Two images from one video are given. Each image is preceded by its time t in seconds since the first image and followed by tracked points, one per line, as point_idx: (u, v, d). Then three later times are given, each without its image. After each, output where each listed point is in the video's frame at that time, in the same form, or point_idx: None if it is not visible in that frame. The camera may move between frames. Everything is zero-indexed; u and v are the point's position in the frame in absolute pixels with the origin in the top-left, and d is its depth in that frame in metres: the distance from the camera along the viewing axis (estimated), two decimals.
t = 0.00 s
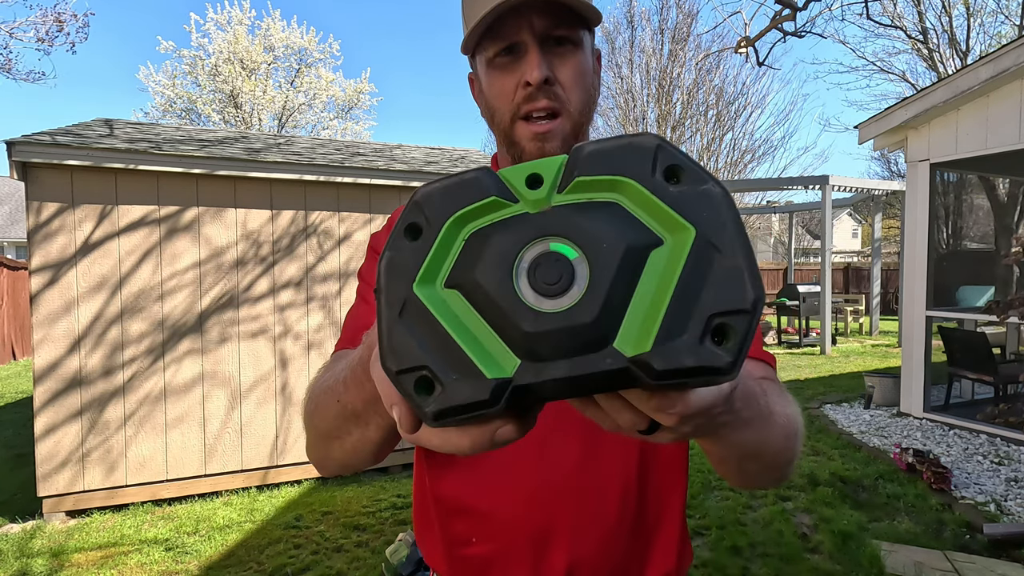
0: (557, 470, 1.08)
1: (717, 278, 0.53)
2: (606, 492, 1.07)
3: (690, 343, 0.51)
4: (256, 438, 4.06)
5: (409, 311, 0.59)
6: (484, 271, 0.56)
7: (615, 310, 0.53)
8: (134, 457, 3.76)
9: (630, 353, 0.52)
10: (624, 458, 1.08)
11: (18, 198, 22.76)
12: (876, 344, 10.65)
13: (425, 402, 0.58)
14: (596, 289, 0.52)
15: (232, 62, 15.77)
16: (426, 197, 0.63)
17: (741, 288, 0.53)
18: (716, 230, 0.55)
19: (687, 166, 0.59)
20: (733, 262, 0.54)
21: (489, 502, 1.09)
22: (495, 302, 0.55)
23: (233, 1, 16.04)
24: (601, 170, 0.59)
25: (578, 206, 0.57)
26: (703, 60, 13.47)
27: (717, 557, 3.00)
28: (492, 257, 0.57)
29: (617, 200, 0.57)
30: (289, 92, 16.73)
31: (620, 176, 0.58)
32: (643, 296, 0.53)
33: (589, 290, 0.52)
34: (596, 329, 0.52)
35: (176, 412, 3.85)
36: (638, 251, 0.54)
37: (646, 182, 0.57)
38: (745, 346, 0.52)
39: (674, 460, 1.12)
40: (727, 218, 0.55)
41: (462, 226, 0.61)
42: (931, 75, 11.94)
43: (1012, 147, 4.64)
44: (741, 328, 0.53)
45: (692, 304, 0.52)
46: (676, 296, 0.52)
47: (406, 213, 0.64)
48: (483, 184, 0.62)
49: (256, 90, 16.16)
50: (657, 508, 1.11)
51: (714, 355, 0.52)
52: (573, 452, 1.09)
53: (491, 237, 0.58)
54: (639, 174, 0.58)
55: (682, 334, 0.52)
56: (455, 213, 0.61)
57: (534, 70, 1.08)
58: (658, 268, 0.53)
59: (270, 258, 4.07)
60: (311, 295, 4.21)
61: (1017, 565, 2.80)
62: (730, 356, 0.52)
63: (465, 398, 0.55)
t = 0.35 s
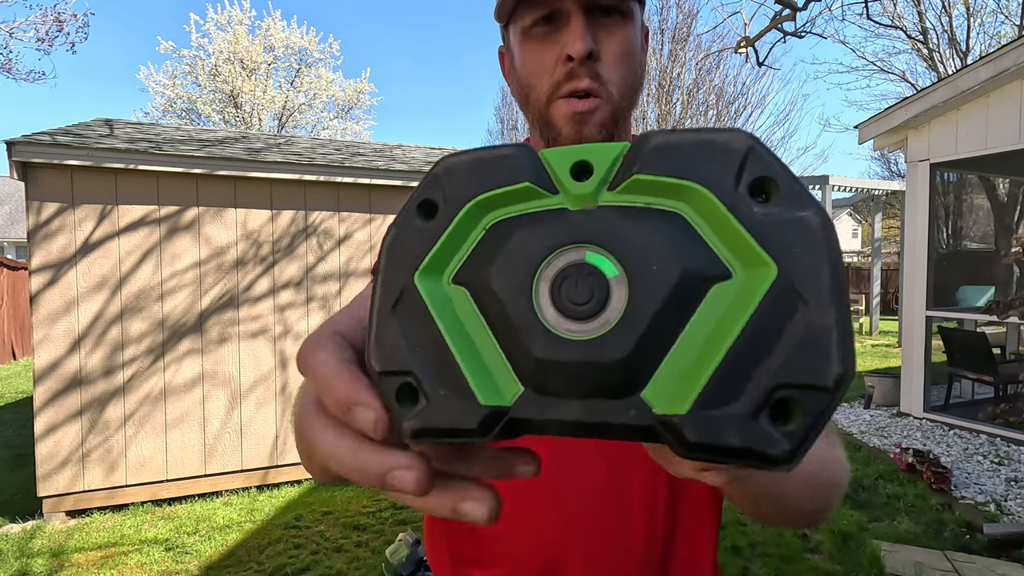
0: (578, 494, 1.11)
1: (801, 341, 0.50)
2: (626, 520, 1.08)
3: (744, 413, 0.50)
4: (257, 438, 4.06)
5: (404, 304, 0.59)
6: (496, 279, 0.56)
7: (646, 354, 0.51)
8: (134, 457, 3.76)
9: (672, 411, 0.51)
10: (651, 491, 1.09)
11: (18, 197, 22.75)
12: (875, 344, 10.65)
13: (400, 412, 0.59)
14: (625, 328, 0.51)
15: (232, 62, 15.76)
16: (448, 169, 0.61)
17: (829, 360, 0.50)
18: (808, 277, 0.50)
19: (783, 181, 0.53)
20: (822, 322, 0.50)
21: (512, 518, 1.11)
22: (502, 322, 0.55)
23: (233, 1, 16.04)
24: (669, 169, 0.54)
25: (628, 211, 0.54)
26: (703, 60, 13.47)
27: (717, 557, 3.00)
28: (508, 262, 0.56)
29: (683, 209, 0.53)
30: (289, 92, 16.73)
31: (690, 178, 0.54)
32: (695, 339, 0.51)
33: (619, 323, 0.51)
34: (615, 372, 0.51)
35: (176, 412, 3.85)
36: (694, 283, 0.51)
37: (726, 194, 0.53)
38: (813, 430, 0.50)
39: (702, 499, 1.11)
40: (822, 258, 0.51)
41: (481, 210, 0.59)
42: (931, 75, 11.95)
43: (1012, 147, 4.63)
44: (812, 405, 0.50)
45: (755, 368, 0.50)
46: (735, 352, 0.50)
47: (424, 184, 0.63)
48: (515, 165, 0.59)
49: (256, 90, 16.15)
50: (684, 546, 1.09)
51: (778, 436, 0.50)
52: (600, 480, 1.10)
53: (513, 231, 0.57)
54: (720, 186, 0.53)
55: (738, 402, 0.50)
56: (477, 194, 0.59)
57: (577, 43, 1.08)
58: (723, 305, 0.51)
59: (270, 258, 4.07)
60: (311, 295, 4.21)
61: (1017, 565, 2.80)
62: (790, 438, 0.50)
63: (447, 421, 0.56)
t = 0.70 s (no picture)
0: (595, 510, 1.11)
1: (848, 391, 0.54)
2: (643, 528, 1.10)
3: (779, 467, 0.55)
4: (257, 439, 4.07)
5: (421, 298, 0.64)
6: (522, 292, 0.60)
7: (681, 378, 0.58)
8: (134, 457, 3.76)
9: (701, 459, 0.57)
10: (666, 502, 1.11)
11: (18, 198, 22.73)
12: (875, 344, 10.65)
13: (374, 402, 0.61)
14: (658, 360, 0.58)
15: (232, 62, 15.75)
16: (459, 170, 0.63)
17: (877, 415, 0.54)
18: (860, 321, 0.54)
19: (836, 207, 0.56)
20: (873, 372, 0.53)
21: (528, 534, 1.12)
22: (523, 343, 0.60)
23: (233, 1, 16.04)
24: (709, 186, 0.57)
25: (662, 229, 0.59)
26: (703, 60, 13.47)
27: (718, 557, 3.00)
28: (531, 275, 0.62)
29: (720, 230, 0.58)
30: (289, 92, 16.72)
31: (733, 201, 0.57)
32: (732, 376, 0.56)
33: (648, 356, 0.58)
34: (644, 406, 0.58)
35: (176, 412, 3.85)
36: (731, 318, 0.57)
37: (772, 222, 0.56)
38: (849, 484, 0.55)
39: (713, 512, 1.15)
40: (876, 298, 0.54)
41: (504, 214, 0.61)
42: (931, 75, 11.94)
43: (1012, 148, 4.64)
44: (854, 457, 0.55)
45: (795, 419, 0.55)
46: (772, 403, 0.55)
47: (432, 182, 0.64)
48: (534, 172, 0.61)
49: (256, 90, 16.14)
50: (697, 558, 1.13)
51: (816, 491, 0.55)
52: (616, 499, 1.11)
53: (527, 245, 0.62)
54: (767, 214, 0.56)
55: (776, 454, 0.55)
56: (492, 199, 0.61)
57: (596, 32, 1.28)
58: (761, 349, 0.56)
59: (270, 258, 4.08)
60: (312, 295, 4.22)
61: (1016, 565, 2.80)
62: (829, 493, 0.55)
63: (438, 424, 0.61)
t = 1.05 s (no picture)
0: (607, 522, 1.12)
1: (880, 337, 0.54)
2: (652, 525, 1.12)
3: (820, 424, 0.54)
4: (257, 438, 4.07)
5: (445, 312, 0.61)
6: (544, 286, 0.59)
7: (707, 357, 0.57)
8: (134, 456, 3.76)
9: (748, 427, 0.56)
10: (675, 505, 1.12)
11: (19, 198, 22.75)
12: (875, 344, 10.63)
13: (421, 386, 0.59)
14: (680, 342, 0.57)
15: (232, 62, 15.75)
16: (459, 173, 0.64)
17: (911, 358, 0.53)
18: (880, 268, 0.54)
19: (836, 162, 0.56)
20: (900, 317, 0.53)
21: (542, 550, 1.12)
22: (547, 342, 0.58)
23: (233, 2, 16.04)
24: (712, 159, 0.58)
25: (674, 205, 0.59)
26: (703, 60, 13.46)
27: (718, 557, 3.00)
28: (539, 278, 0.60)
29: (731, 200, 0.58)
30: (289, 92, 16.73)
31: (738, 167, 0.57)
32: (756, 345, 0.56)
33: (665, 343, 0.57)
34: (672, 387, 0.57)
35: (176, 411, 3.85)
36: (752, 283, 0.57)
37: (779, 183, 0.57)
38: (897, 430, 0.54)
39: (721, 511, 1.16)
40: (891, 246, 0.54)
41: (512, 210, 0.62)
42: (931, 75, 11.93)
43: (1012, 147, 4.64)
44: (897, 399, 0.54)
45: (831, 375, 0.54)
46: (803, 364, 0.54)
47: (433, 188, 0.65)
48: (536, 166, 0.61)
49: (256, 90, 16.15)
50: (705, 562, 1.14)
51: (864, 441, 0.54)
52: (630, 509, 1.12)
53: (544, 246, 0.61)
54: (774, 175, 0.57)
55: (816, 413, 0.54)
56: (499, 195, 0.62)
57: (598, 24, 1.28)
58: (786, 312, 0.55)
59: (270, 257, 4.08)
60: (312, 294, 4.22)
61: (1017, 565, 2.79)
62: (877, 441, 0.54)
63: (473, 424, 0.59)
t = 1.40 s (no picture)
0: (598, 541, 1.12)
1: (880, 381, 0.56)
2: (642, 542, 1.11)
3: (824, 473, 0.57)
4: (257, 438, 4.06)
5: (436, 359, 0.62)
6: (541, 331, 0.59)
7: (710, 395, 0.58)
8: (134, 457, 3.76)
9: (747, 478, 0.58)
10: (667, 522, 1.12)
11: (19, 198, 22.75)
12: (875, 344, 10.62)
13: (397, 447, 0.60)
14: (680, 382, 0.58)
15: (232, 62, 15.75)
16: (439, 212, 0.63)
17: (914, 404, 0.56)
18: (881, 310, 0.57)
19: (834, 198, 0.59)
20: (901, 359, 0.56)
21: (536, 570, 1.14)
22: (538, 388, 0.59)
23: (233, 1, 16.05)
24: (705, 194, 0.59)
25: (664, 244, 0.59)
26: (703, 60, 13.46)
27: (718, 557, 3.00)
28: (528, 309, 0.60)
29: (727, 237, 0.59)
30: (289, 92, 16.73)
31: (733, 205, 0.59)
32: (754, 392, 0.57)
33: (663, 390, 0.58)
34: (671, 434, 0.58)
35: (176, 411, 3.85)
36: (750, 324, 0.58)
37: (776, 220, 0.58)
38: (896, 478, 0.57)
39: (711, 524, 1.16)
40: (892, 284, 0.57)
41: (499, 250, 0.62)
42: (931, 75, 11.94)
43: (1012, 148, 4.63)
44: (896, 449, 0.57)
45: (834, 423, 0.57)
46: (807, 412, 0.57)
47: (412, 226, 0.64)
48: (520, 203, 0.61)
49: (256, 90, 16.15)
50: None
51: (865, 489, 0.58)
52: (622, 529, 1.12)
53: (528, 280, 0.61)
54: (770, 212, 0.58)
55: (819, 460, 0.57)
56: (482, 237, 0.61)
57: (590, 25, 1.27)
58: (786, 356, 0.57)
59: (271, 257, 4.08)
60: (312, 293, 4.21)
61: (1017, 565, 2.79)
62: (877, 489, 0.58)
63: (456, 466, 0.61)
